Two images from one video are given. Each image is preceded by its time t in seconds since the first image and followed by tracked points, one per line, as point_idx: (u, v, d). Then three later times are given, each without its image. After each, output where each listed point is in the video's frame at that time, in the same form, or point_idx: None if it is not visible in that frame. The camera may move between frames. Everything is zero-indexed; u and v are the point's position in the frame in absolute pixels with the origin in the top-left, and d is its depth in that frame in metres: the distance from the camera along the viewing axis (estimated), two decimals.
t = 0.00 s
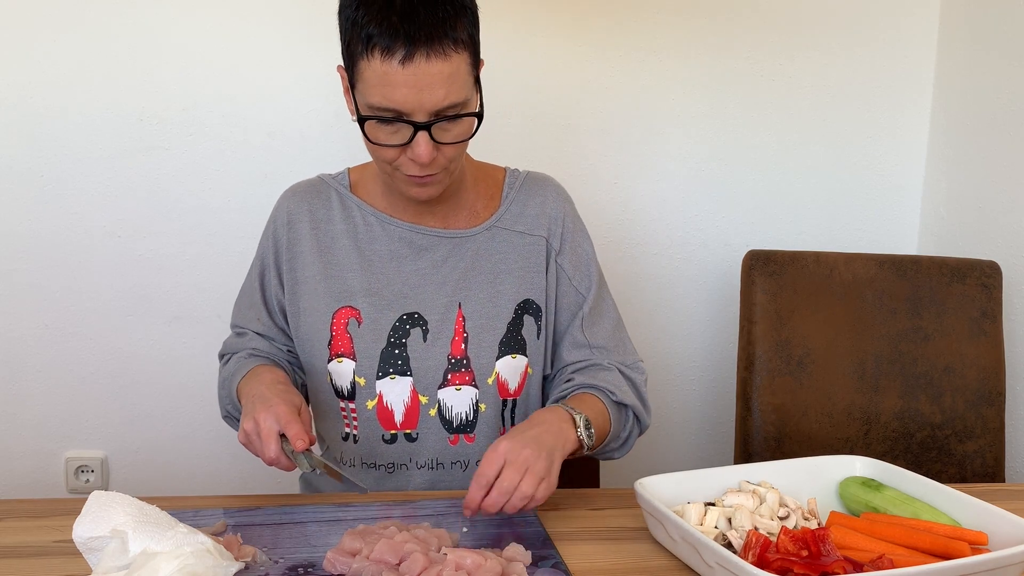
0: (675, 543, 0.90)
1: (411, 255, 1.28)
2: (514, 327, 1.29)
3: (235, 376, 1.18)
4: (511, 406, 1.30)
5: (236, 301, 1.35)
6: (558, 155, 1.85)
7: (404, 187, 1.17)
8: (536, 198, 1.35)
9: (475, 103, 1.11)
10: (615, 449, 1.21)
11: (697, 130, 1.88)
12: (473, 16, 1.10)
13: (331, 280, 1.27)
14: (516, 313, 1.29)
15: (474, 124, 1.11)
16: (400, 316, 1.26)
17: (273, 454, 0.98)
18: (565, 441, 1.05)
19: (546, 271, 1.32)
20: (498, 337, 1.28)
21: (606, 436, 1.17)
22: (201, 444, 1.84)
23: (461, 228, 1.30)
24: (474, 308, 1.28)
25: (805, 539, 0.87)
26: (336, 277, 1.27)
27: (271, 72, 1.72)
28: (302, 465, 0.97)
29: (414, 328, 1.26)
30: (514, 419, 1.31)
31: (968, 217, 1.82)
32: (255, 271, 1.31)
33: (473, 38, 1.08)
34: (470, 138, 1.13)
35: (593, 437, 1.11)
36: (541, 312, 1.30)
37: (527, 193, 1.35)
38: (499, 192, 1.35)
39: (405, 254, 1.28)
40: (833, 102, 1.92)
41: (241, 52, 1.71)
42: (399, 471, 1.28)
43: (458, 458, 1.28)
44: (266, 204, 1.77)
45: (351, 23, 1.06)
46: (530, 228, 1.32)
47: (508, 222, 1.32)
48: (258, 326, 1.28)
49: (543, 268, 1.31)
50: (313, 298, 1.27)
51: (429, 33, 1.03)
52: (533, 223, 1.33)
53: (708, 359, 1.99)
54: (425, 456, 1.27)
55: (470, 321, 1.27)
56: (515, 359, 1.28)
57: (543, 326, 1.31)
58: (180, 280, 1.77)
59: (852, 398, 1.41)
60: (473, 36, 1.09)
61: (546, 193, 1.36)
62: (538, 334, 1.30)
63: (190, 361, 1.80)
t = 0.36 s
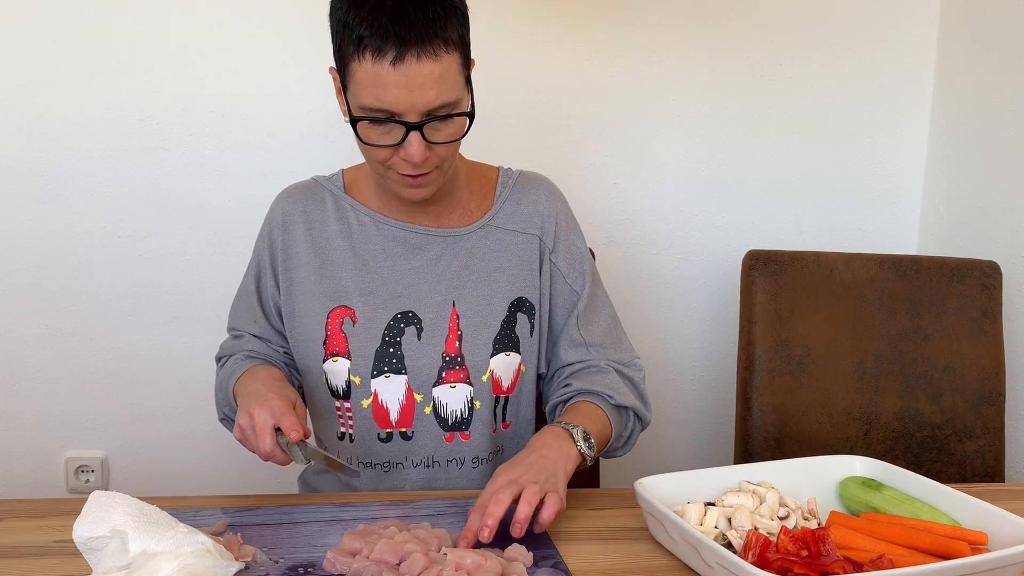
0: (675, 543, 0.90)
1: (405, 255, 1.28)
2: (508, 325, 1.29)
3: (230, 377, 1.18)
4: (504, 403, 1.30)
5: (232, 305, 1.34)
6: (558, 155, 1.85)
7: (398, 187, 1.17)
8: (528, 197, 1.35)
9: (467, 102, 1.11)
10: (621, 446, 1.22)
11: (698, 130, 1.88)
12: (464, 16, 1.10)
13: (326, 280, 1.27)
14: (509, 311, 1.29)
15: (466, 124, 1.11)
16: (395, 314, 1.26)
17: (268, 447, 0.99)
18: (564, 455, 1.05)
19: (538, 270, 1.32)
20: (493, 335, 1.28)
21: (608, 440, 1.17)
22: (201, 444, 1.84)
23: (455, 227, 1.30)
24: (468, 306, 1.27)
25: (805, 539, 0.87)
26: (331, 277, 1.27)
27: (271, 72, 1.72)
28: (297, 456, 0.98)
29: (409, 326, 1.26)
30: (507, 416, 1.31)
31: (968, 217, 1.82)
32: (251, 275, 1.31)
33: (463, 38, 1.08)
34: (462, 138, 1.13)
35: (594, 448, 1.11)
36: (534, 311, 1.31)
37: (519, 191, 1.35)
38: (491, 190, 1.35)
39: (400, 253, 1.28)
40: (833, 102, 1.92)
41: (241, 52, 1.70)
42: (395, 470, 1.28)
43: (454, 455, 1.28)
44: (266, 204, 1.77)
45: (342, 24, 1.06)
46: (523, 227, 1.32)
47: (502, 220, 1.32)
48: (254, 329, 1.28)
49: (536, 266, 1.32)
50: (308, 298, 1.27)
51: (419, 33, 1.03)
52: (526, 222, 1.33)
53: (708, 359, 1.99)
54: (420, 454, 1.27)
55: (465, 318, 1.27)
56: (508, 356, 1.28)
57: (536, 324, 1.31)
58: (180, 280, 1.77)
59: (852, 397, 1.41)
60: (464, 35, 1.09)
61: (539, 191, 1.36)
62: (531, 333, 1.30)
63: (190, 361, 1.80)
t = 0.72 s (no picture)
0: (675, 543, 0.90)
1: (401, 252, 1.28)
2: (506, 319, 1.29)
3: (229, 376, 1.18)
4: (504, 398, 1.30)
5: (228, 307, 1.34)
6: (558, 155, 1.85)
7: (392, 189, 1.17)
8: (523, 192, 1.36)
9: (459, 105, 1.11)
10: (609, 428, 1.27)
11: (697, 130, 1.88)
12: (455, 18, 1.10)
13: (322, 279, 1.27)
14: (506, 307, 1.29)
15: (459, 126, 1.11)
16: (393, 311, 1.26)
17: (260, 447, 0.99)
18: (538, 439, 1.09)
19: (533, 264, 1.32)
20: (491, 330, 1.28)
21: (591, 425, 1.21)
22: (201, 444, 1.84)
23: (450, 223, 1.31)
24: (466, 301, 1.28)
25: (805, 539, 0.87)
26: (327, 276, 1.27)
27: (271, 72, 1.72)
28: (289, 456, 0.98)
29: (408, 322, 1.26)
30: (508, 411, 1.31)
31: (968, 217, 1.82)
32: (246, 276, 1.30)
33: (455, 40, 1.08)
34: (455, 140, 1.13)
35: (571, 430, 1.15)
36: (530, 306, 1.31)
37: (514, 187, 1.36)
38: (486, 186, 1.35)
39: (396, 250, 1.28)
40: (833, 102, 1.92)
41: (241, 52, 1.71)
42: (397, 466, 1.27)
43: (456, 450, 1.28)
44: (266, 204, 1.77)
45: (334, 27, 1.06)
46: (519, 222, 1.33)
47: (497, 215, 1.32)
48: (251, 330, 1.27)
49: (530, 260, 1.32)
50: (304, 298, 1.27)
51: (410, 36, 1.03)
52: (521, 217, 1.33)
53: (708, 359, 1.99)
54: (422, 449, 1.27)
55: (463, 314, 1.27)
56: (508, 351, 1.29)
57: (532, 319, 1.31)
58: (180, 280, 1.77)
59: (852, 397, 1.41)
60: (456, 38, 1.09)
61: (533, 187, 1.37)
62: (528, 327, 1.31)
63: (190, 361, 1.80)
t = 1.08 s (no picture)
0: (675, 543, 0.90)
1: (382, 248, 1.27)
2: (485, 313, 1.27)
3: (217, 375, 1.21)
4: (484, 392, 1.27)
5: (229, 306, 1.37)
6: (558, 155, 1.85)
7: (364, 182, 1.16)
8: (504, 186, 1.34)
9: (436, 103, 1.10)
10: (551, 448, 1.21)
11: (698, 130, 1.88)
12: (441, 17, 1.09)
13: (304, 277, 1.27)
14: (485, 300, 1.27)
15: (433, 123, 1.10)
16: (372, 307, 1.25)
17: (220, 435, 1.01)
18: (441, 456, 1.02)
19: (509, 261, 1.30)
20: (469, 324, 1.26)
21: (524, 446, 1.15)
22: (201, 444, 1.84)
23: (429, 218, 1.29)
24: (445, 296, 1.26)
25: (805, 539, 0.87)
26: (310, 273, 1.27)
27: (270, 71, 1.72)
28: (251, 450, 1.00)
29: (386, 318, 1.24)
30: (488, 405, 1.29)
31: (968, 217, 1.82)
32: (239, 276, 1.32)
33: (436, 38, 1.07)
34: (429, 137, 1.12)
35: (483, 448, 1.07)
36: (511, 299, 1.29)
37: (496, 181, 1.34)
38: (469, 181, 1.34)
39: (376, 246, 1.27)
40: (833, 102, 1.92)
41: (241, 52, 1.71)
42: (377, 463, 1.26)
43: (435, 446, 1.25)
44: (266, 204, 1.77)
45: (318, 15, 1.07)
46: (498, 215, 1.31)
47: (477, 209, 1.31)
48: (245, 329, 1.29)
49: (507, 256, 1.30)
50: (288, 296, 1.27)
51: (387, 26, 1.03)
52: (501, 211, 1.32)
53: (708, 359, 1.99)
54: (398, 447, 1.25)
55: (441, 309, 1.25)
56: (486, 345, 1.26)
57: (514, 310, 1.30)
58: (180, 280, 1.77)
59: (852, 398, 1.41)
60: (440, 34, 1.09)
61: (515, 181, 1.35)
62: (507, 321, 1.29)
63: (190, 362, 1.80)
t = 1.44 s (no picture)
0: (675, 543, 0.90)
1: (361, 251, 1.24)
2: (464, 313, 1.22)
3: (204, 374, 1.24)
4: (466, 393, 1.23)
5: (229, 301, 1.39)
6: (558, 155, 1.85)
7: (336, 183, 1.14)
8: (483, 185, 1.28)
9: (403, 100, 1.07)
10: (532, 445, 1.11)
11: (697, 130, 1.88)
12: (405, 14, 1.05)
13: (287, 280, 1.25)
14: (462, 300, 1.22)
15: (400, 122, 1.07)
16: (351, 310, 1.22)
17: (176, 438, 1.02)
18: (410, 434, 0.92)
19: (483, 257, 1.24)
20: (448, 326, 1.21)
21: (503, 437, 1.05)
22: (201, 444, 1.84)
23: (407, 218, 1.25)
24: (423, 298, 1.21)
25: (805, 539, 0.87)
26: (292, 277, 1.25)
27: (270, 71, 1.72)
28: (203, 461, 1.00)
29: (365, 321, 1.21)
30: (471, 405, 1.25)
31: (968, 217, 1.82)
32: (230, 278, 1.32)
33: (398, 37, 1.03)
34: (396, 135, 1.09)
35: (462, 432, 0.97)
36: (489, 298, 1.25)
37: (476, 179, 1.28)
38: (448, 180, 1.29)
39: (356, 249, 1.24)
40: (833, 102, 1.92)
41: (241, 52, 1.71)
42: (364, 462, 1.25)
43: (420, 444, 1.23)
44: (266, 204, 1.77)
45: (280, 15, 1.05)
46: (475, 214, 1.25)
47: (454, 208, 1.25)
48: (235, 329, 1.31)
49: (482, 253, 1.24)
50: (273, 299, 1.26)
51: (347, 26, 1.00)
52: (476, 208, 1.26)
53: (708, 359, 1.99)
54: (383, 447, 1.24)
55: (420, 311, 1.21)
56: (465, 346, 1.21)
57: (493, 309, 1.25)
58: (180, 280, 1.77)
59: (852, 398, 1.41)
60: (406, 31, 1.05)
61: (495, 179, 1.29)
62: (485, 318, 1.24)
63: (189, 362, 1.80)
